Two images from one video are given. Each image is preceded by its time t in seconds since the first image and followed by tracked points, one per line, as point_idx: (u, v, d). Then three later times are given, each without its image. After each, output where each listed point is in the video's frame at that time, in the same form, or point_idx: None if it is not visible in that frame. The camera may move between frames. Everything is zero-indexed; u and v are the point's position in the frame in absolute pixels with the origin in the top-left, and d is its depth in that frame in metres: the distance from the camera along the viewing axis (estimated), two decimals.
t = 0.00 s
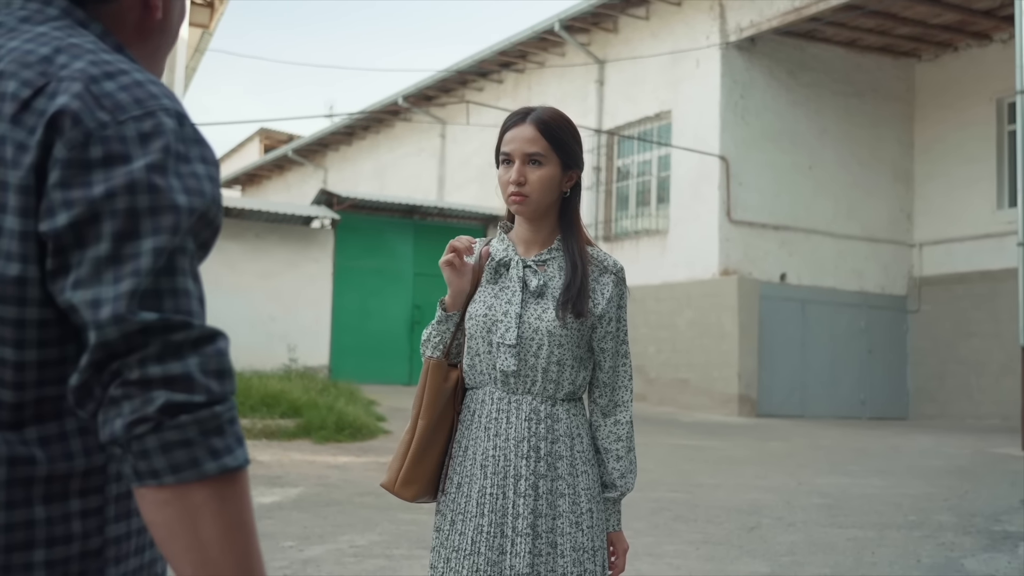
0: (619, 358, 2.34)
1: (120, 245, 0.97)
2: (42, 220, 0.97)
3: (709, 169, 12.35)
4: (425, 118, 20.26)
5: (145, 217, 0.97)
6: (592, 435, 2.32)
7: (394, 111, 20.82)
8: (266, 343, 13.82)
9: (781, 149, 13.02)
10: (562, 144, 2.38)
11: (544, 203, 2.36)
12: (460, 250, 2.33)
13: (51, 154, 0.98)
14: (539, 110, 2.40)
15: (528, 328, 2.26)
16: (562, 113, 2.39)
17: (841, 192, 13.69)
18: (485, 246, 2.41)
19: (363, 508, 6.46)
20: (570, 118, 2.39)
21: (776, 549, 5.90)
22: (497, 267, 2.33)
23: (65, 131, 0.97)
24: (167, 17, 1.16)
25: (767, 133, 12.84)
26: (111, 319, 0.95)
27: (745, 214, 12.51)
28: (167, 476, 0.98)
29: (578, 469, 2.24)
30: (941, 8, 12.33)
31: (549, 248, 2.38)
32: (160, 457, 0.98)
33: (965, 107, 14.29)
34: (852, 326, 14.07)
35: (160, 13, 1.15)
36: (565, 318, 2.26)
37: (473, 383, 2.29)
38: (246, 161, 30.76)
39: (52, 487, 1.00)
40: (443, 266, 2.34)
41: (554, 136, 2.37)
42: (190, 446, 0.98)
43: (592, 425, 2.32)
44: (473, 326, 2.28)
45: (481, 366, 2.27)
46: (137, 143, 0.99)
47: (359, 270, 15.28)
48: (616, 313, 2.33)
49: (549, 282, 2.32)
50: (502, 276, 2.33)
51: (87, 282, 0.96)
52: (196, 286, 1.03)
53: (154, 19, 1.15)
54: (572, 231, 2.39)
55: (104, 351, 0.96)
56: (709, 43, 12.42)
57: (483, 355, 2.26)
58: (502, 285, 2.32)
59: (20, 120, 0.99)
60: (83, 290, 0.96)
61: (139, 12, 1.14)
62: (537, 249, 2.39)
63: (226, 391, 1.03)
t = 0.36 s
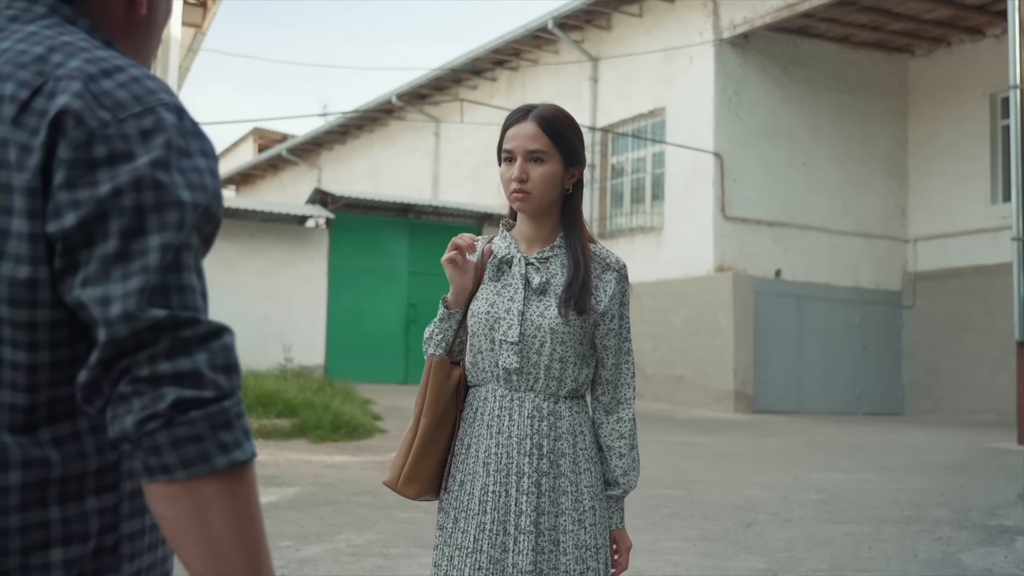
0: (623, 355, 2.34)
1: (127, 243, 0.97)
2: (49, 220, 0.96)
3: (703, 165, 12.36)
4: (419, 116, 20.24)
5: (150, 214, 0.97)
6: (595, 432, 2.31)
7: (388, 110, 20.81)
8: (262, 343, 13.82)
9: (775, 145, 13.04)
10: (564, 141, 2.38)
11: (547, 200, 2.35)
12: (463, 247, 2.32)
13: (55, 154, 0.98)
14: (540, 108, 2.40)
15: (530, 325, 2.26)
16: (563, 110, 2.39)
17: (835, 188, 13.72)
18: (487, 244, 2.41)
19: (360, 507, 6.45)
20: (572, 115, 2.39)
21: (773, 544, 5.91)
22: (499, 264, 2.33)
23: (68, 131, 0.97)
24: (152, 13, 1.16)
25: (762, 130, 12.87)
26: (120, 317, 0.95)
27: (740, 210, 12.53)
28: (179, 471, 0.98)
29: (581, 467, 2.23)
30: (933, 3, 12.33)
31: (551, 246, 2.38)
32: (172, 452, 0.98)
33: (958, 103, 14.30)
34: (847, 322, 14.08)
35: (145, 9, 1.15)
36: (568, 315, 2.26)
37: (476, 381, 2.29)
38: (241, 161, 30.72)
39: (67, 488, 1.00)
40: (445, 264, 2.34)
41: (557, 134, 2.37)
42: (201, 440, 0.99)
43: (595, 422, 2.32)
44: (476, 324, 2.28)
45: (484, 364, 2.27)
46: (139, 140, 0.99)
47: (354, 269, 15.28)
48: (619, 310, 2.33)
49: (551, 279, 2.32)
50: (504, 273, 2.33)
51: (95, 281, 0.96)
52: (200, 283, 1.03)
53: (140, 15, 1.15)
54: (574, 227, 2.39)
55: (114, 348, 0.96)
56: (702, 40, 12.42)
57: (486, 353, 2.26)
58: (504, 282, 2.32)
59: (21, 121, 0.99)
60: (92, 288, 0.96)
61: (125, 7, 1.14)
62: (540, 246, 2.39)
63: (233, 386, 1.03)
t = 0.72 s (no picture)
0: (630, 354, 2.33)
1: (144, 240, 0.99)
2: (64, 217, 0.98)
3: (698, 164, 12.38)
4: (414, 115, 20.23)
5: (165, 214, 1.00)
6: (601, 431, 2.31)
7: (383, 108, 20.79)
8: (258, 343, 13.80)
9: (770, 143, 13.03)
10: (571, 140, 2.37)
11: (555, 200, 2.35)
12: (471, 247, 2.33)
13: (69, 152, 0.99)
14: (548, 108, 2.39)
15: (538, 325, 2.25)
16: (569, 110, 2.39)
17: (830, 186, 13.72)
18: (494, 243, 2.41)
19: (357, 506, 6.45)
20: (579, 114, 2.39)
21: (770, 542, 5.91)
22: (507, 263, 2.33)
23: (84, 127, 0.99)
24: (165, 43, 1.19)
25: (757, 128, 12.86)
26: (141, 315, 0.98)
27: (736, 208, 12.55)
28: (197, 472, 1.01)
29: (587, 467, 2.23)
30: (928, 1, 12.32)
31: (559, 244, 2.37)
32: (190, 454, 1.01)
33: (953, 100, 14.31)
34: (842, 320, 14.09)
35: (162, 37, 1.18)
36: (575, 314, 2.25)
37: (484, 379, 2.29)
38: (235, 160, 30.69)
39: (67, 488, 1.00)
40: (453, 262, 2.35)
41: (564, 134, 2.37)
42: (218, 442, 1.02)
43: (602, 422, 2.31)
44: (484, 322, 2.28)
45: (491, 363, 2.27)
46: (153, 139, 1.01)
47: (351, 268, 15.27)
48: (626, 309, 2.32)
49: (560, 278, 2.31)
50: (512, 272, 2.33)
51: (111, 279, 0.98)
52: (210, 283, 1.05)
53: (155, 43, 1.18)
54: (582, 226, 2.38)
55: (131, 347, 0.98)
56: (697, 38, 12.42)
57: (494, 352, 2.26)
58: (512, 281, 2.32)
59: (35, 117, 1.00)
60: (109, 286, 0.98)
61: (143, 36, 1.16)
62: (548, 245, 2.38)
63: (247, 386, 1.05)
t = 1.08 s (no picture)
0: (639, 355, 2.34)
1: (128, 243, 1.01)
2: (56, 222, 1.01)
3: (696, 163, 12.42)
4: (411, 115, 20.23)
5: (149, 220, 1.02)
6: (609, 431, 2.32)
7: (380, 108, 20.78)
8: (256, 343, 13.79)
9: (767, 142, 13.05)
10: (581, 141, 2.38)
11: (565, 201, 2.36)
12: (481, 246, 2.34)
13: (62, 162, 1.03)
14: (558, 109, 2.41)
15: (547, 324, 2.26)
16: (579, 110, 2.40)
17: (828, 184, 13.75)
18: (504, 242, 2.43)
19: (355, 506, 6.45)
20: (590, 115, 2.40)
21: (769, 540, 5.92)
22: (517, 263, 2.34)
23: (77, 140, 1.03)
24: (162, 45, 1.20)
25: (754, 127, 12.88)
26: (118, 310, 1.00)
27: (733, 207, 12.57)
28: (174, 460, 1.02)
29: (595, 466, 2.24)
30: None
31: (569, 244, 2.38)
32: (169, 443, 1.02)
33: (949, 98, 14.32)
34: (840, 318, 14.10)
35: (155, 43, 1.19)
36: (585, 314, 2.26)
37: (493, 378, 2.29)
38: (232, 160, 30.67)
39: (65, 477, 1.04)
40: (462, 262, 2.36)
41: (574, 135, 2.38)
42: (194, 432, 1.03)
43: (611, 422, 2.33)
44: (493, 322, 2.29)
45: (500, 362, 2.27)
46: (141, 152, 1.04)
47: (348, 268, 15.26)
48: (636, 310, 2.34)
49: (569, 278, 2.32)
50: (522, 272, 2.34)
51: (96, 278, 1.01)
52: (194, 283, 1.07)
53: (149, 48, 1.19)
54: (593, 227, 2.39)
55: (111, 341, 1.01)
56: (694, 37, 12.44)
57: (502, 351, 2.26)
58: (521, 281, 2.33)
59: (34, 132, 1.04)
60: (94, 284, 1.01)
61: (135, 42, 1.18)
62: (558, 246, 2.39)
63: (224, 380, 1.07)
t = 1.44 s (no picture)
0: (645, 355, 2.35)
1: (146, 253, 1.11)
2: (80, 230, 1.11)
3: (693, 162, 12.45)
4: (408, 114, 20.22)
5: (166, 231, 1.12)
6: (615, 431, 2.33)
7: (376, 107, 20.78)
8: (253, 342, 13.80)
9: (765, 140, 13.07)
10: (587, 141, 2.39)
11: (570, 201, 2.37)
12: (487, 244, 2.36)
13: (86, 176, 1.13)
14: (564, 108, 2.41)
15: (553, 323, 2.27)
16: (586, 110, 2.40)
17: (825, 183, 13.76)
18: (512, 241, 2.44)
19: (353, 505, 6.46)
20: (596, 115, 2.40)
21: (766, 539, 5.93)
22: (524, 261, 2.36)
23: (100, 157, 1.13)
24: (181, 73, 1.30)
25: (751, 126, 12.89)
26: (135, 312, 1.09)
27: (730, 207, 12.59)
28: (172, 452, 1.11)
29: (600, 465, 2.25)
30: None
31: (576, 244, 2.39)
32: (169, 435, 1.10)
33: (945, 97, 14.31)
34: (837, 317, 14.10)
35: (173, 68, 1.29)
36: (591, 314, 2.27)
37: (499, 377, 2.31)
38: (228, 159, 30.61)
39: (78, 470, 1.13)
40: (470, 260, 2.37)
41: (579, 134, 2.38)
42: (194, 427, 1.12)
43: (616, 422, 2.33)
44: (499, 321, 2.29)
45: (506, 361, 2.28)
46: (160, 168, 1.14)
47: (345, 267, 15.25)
48: (642, 310, 2.34)
49: (576, 278, 2.33)
50: (529, 270, 2.35)
51: (116, 282, 1.10)
52: (202, 293, 1.16)
53: (168, 73, 1.29)
54: (600, 227, 2.40)
55: (126, 340, 1.10)
56: (691, 37, 12.46)
57: (509, 349, 2.27)
58: (528, 281, 2.34)
59: (60, 148, 1.14)
60: (113, 289, 1.10)
61: (155, 68, 1.28)
62: (565, 245, 2.40)
63: (226, 384, 1.16)
